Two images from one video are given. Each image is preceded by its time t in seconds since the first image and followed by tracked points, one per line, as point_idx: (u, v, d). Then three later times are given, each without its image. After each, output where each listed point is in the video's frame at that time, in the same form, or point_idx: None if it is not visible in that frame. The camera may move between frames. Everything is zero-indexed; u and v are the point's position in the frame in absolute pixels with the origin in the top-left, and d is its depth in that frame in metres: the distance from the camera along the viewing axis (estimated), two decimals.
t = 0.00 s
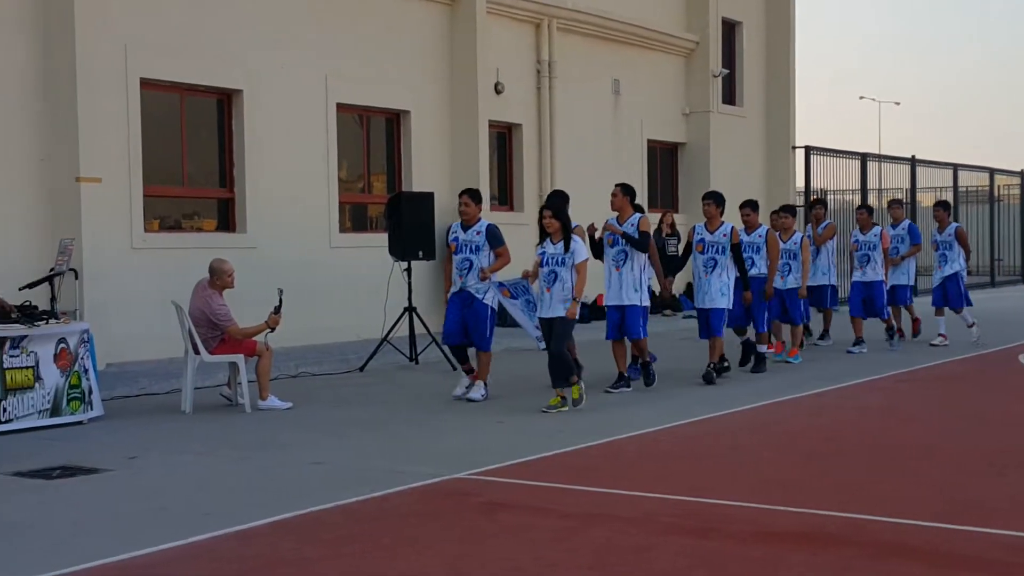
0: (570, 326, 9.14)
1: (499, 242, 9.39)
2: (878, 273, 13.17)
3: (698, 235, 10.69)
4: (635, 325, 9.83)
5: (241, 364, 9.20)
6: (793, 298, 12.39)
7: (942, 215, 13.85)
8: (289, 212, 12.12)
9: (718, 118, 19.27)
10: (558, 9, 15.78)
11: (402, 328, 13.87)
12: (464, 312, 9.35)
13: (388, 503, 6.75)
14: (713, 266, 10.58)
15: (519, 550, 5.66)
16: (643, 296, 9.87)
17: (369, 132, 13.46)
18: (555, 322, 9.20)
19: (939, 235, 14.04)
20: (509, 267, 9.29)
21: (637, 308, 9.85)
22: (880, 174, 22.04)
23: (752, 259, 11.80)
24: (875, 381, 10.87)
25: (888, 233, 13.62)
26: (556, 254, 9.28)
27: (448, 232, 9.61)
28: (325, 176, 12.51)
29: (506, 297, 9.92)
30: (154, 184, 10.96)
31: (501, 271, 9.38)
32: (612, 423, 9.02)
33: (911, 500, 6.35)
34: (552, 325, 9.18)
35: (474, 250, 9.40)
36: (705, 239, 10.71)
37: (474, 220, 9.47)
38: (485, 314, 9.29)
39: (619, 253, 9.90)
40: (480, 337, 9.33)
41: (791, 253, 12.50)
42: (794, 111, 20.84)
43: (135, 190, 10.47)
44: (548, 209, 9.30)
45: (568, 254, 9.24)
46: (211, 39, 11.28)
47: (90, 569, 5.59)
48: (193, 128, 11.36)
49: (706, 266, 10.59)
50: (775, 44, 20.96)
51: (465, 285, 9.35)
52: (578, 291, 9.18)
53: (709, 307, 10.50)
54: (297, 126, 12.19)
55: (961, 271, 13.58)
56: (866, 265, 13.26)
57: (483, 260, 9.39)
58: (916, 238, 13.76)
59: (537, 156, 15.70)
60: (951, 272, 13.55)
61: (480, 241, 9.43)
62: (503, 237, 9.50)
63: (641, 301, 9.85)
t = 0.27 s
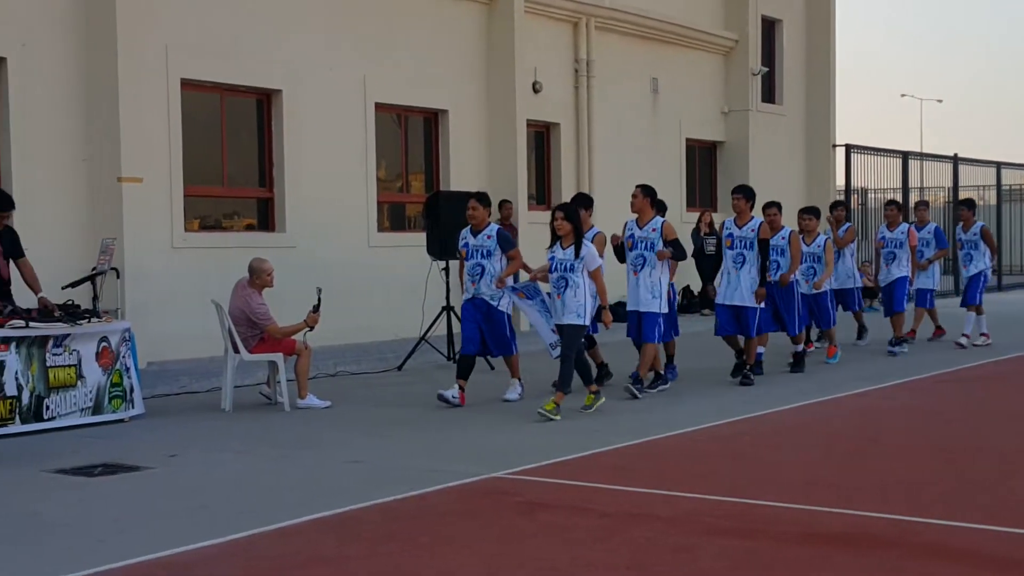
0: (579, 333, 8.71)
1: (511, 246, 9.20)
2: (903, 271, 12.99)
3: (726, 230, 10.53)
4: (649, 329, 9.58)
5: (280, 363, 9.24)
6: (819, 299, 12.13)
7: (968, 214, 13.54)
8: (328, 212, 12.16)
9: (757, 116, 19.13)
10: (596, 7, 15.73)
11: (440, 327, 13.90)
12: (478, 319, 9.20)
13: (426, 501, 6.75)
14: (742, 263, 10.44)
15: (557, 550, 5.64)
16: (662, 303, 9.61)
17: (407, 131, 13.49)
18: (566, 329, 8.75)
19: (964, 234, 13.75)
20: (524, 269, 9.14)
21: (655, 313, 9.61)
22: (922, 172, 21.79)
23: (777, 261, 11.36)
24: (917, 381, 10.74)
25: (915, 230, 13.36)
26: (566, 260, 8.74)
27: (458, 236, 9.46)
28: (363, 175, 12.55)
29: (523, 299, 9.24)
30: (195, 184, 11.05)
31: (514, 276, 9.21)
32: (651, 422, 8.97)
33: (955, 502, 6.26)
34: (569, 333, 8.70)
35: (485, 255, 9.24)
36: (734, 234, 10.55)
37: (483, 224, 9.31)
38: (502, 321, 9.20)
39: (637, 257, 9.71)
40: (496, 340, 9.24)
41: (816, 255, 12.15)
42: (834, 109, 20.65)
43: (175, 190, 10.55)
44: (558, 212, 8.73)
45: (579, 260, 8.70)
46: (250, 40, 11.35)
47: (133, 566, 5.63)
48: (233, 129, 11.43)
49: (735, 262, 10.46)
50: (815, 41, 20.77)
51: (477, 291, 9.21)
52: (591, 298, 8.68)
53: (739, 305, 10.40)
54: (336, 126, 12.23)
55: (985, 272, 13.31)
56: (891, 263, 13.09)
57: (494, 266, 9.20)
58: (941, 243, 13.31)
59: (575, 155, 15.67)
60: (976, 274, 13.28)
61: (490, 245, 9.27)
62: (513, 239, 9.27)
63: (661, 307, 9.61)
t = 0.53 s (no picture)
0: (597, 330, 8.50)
1: (524, 240, 9.03)
2: (935, 273, 12.74)
3: (752, 233, 10.35)
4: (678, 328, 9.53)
5: (321, 361, 9.28)
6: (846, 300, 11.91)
7: (1000, 213, 13.29)
8: (368, 210, 12.21)
9: (800, 114, 18.97)
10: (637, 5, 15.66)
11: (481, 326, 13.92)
12: (485, 316, 9.08)
13: (466, 500, 6.76)
14: (770, 264, 10.29)
15: (597, 549, 5.62)
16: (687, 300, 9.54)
17: (448, 130, 13.51)
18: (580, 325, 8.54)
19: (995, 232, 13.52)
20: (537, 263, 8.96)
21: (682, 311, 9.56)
22: (968, 169, 21.50)
23: (801, 258, 10.98)
24: (962, 381, 10.62)
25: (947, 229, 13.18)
26: (578, 254, 8.56)
27: (470, 229, 9.27)
28: (404, 174, 12.59)
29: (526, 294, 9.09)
30: (237, 183, 11.14)
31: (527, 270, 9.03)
32: (691, 421, 8.93)
33: (1000, 503, 6.17)
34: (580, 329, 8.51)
35: (497, 248, 9.06)
36: (760, 236, 10.38)
37: (496, 217, 9.11)
38: (507, 317, 9.00)
39: (662, 254, 9.64)
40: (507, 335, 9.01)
41: (844, 253, 11.94)
42: (879, 106, 20.43)
43: (218, 190, 10.64)
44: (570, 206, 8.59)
45: (590, 253, 8.51)
46: (292, 40, 11.41)
47: (176, 562, 5.69)
48: (274, 128, 11.51)
49: (762, 265, 10.32)
50: (859, 38, 20.55)
51: (486, 285, 9.02)
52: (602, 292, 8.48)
53: (771, 309, 10.26)
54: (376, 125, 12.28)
55: (1014, 271, 13.14)
56: (924, 265, 12.82)
57: (505, 261, 9.04)
58: (969, 239, 13.31)
59: (615, 154, 15.62)
60: (1004, 272, 13.11)
61: (503, 239, 9.08)
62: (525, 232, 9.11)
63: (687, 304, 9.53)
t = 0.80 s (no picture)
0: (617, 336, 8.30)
1: (546, 246, 8.79)
2: (979, 270, 12.53)
3: (780, 229, 10.17)
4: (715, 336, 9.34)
5: (369, 359, 9.32)
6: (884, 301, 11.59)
7: None
8: (416, 209, 12.25)
9: (851, 111, 18.75)
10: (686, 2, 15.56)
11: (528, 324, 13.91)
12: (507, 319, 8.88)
13: (513, 498, 6.75)
14: (797, 261, 10.09)
15: (644, 549, 5.58)
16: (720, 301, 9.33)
17: (496, 129, 13.52)
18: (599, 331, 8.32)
19: None
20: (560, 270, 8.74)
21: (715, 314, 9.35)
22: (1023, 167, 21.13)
23: (837, 260, 10.60)
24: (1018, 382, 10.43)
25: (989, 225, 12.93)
26: (596, 257, 8.35)
27: (493, 233, 9.05)
28: (451, 173, 12.60)
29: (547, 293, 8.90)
30: (286, 182, 11.22)
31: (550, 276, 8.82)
32: (739, 421, 8.85)
33: None
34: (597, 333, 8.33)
35: (519, 254, 8.84)
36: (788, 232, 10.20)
37: (519, 222, 8.91)
38: (525, 322, 8.77)
39: (692, 255, 9.45)
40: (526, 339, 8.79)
41: (884, 254, 11.74)
42: (931, 103, 20.14)
43: (267, 188, 10.72)
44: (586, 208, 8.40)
45: (608, 256, 8.29)
46: (341, 39, 11.47)
47: (225, 557, 5.73)
48: (323, 127, 11.57)
49: (790, 262, 10.11)
50: (911, 34, 20.27)
51: (507, 290, 8.82)
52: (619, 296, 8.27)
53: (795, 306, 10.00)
54: (424, 124, 12.30)
55: None
56: (966, 263, 12.59)
57: (528, 267, 8.81)
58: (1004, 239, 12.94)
59: (664, 152, 15.53)
60: None
61: (525, 244, 8.86)
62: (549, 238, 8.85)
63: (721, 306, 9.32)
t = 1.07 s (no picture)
0: (621, 331, 8.16)
1: (564, 239, 8.61)
2: (1014, 274, 12.27)
3: (807, 227, 9.75)
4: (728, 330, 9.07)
5: (412, 356, 9.32)
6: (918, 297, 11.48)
7: None
8: (459, 207, 12.25)
9: (897, 108, 18.52)
10: None
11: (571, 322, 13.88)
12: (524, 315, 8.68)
13: (556, 496, 6.72)
14: (823, 261, 9.66)
15: (688, 548, 5.53)
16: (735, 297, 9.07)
17: (539, 126, 13.49)
18: (607, 327, 8.19)
19: None
20: (576, 265, 8.56)
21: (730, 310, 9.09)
22: None
23: (873, 254, 10.59)
24: None
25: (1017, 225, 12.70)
26: (606, 251, 8.29)
27: (510, 226, 8.88)
28: (493, 170, 12.59)
29: (559, 294, 8.53)
30: (329, 179, 11.26)
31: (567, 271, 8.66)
32: (783, 420, 8.76)
33: None
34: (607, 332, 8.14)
35: (536, 247, 8.64)
36: (814, 231, 9.76)
37: (537, 214, 8.71)
38: (545, 318, 8.58)
39: (709, 252, 9.16)
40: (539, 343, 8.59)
41: (916, 250, 11.49)
42: (979, 99, 19.86)
43: (311, 185, 10.77)
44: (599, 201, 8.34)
45: (619, 251, 8.24)
46: (384, 38, 11.49)
47: (269, 553, 5.75)
48: (366, 125, 11.60)
49: (816, 261, 9.69)
50: (959, 29, 20.00)
51: (524, 285, 8.66)
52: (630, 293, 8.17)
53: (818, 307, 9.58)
54: (466, 121, 12.29)
55: None
56: (999, 265, 12.33)
57: (545, 259, 8.63)
58: None
59: (707, 149, 15.42)
60: None
61: (542, 237, 8.66)
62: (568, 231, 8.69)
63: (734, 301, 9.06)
